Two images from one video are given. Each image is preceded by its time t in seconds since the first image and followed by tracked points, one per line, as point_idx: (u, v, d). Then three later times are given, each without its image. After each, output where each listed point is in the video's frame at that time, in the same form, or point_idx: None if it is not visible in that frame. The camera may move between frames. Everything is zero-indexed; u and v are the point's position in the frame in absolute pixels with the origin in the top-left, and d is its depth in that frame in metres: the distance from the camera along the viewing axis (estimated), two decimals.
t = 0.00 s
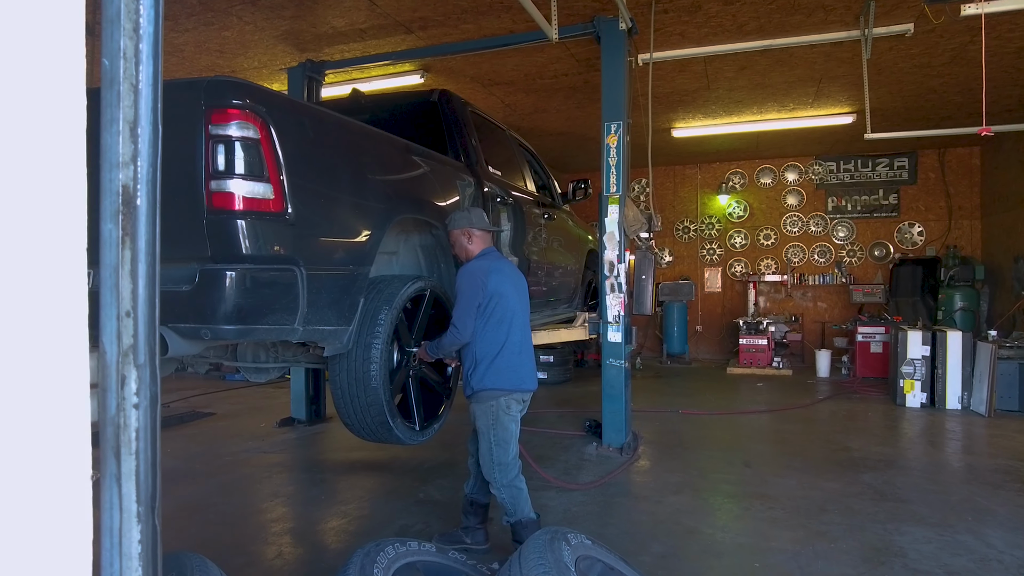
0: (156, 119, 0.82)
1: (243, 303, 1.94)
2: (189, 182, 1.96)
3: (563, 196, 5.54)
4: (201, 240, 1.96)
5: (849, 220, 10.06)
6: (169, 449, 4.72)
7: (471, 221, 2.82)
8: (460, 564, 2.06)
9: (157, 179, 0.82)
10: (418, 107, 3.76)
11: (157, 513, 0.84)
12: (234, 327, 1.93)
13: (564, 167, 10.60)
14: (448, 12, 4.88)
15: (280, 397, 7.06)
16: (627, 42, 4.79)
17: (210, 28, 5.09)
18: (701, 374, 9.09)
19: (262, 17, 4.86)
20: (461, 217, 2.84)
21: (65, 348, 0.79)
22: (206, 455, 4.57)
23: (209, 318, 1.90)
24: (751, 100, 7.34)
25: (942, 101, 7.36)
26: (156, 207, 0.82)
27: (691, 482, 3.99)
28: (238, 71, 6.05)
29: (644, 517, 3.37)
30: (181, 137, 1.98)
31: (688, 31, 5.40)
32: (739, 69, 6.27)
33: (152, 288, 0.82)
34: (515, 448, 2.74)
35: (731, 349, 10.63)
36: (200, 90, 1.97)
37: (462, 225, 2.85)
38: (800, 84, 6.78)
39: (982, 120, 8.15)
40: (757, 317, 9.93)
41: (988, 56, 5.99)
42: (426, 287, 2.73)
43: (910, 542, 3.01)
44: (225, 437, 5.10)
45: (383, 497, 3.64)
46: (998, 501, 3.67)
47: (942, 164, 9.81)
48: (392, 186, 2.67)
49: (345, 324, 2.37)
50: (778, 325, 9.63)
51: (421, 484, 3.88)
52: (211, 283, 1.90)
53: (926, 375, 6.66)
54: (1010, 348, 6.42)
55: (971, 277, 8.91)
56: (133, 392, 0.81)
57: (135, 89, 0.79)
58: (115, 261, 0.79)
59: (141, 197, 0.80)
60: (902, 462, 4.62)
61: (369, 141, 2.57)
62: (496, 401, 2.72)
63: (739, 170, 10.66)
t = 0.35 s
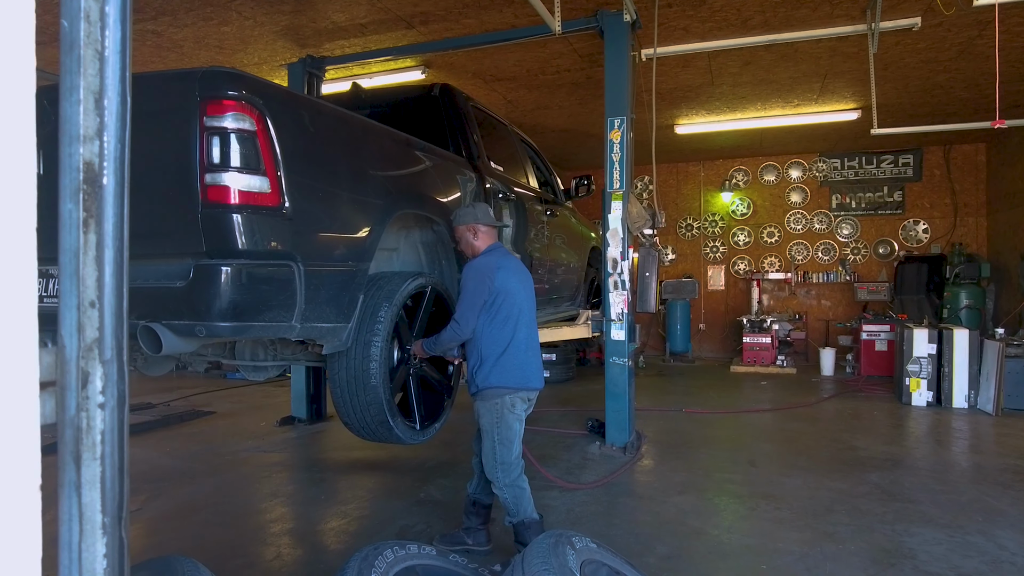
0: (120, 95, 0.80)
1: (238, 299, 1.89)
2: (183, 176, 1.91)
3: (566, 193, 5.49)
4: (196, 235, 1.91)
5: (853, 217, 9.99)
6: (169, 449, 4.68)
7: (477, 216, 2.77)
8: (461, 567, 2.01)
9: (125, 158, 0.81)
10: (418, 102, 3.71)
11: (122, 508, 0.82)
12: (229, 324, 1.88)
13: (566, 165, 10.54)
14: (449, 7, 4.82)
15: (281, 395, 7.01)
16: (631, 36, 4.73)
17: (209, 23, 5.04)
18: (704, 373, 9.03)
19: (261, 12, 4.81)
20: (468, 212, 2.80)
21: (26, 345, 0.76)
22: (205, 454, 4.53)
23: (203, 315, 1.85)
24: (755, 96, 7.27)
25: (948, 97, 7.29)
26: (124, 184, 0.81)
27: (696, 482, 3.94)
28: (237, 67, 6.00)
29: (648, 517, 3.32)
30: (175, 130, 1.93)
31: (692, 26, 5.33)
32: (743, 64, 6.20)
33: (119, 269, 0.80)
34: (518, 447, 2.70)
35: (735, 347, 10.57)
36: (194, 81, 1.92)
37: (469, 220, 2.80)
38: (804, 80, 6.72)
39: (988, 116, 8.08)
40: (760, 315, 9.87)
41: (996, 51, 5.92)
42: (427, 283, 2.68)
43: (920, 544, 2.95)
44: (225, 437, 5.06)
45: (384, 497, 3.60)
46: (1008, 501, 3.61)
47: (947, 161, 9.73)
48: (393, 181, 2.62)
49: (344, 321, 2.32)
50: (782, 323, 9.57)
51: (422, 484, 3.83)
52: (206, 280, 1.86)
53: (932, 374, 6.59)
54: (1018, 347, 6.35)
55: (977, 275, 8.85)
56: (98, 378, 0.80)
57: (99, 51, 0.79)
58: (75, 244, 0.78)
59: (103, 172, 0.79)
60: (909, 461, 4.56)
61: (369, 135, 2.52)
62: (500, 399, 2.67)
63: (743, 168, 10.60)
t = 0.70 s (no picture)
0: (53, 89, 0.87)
1: (228, 298, 1.84)
2: (172, 170, 1.87)
3: (567, 189, 5.43)
4: (184, 231, 1.87)
5: (857, 214, 9.91)
6: (167, 448, 4.64)
7: (476, 214, 2.71)
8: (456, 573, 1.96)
9: (53, 142, 0.88)
10: (417, 97, 3.65)
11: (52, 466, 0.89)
12: (218, 323, 1.84)
13: (568, 162, 10.48)
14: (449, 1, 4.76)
15: (281, 394, 6.98)
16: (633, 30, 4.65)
17: (206, 19, 4.99)
18: (707, 371, 8.97)
19: (258, 7, 4.76)
20: (467, 210, 2.74)
21: None
22: (203, 454, 4.50)
23: (190, 313, 1.81)
24: (758, 92, 7.21)
25: (955, 92, 7.21)
26: (51, 170, 0.87)
27: (698, 483, 3.88)
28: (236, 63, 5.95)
29: (649, 519, 3.27)
30: (162, 124, 1.88)
31: (694, 20, 5.26)
32: (746, 59, 6.13)
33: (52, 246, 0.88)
34: (517, 450, 2.64)
35: (738, 345, 10.50)
36: (182, 72, 1.87)
37: (467, 218, 2.75)
38: (809, 75, 6.64)
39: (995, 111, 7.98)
40: (764, 312, 9.80)
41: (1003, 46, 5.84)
42: (423, 282, 2.63)
43: (928, 547, 2.89)
44: (223, 436, 5.02)
45: (382, 498, 3.55)
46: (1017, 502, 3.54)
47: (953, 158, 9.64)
48: (389, 177, 2.56)
49: (337, 320, 2.28)
50: (786, 321, 9.50)
51: (421, 484, 3.79)
52: (194, 277, 1.82)
53: (938, 372, 6.53)
54: None
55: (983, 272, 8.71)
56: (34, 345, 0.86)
57: (23, 24, 0.84)
58: (2, 229, 0.83)
59: (34, 158, 0.85)
60: (915, 461, 4.50)
61: (364, 129, 2.47)
62: (502, 400, 2.61)
63: (746, 164, 10.52)
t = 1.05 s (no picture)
0: None
1: (219, 293, 1.82)
2: (163, 164, 1.85)
3: (569, 185, 5.39)
4: (174, 226, 1.85)
5: (862, 211, 9.84)
6: (167, 446, 4.63)
7: (472, 210, 2.69)
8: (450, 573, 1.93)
9: None
10: (416, 92, 3.62)
11: None
12: (209, 318, 1.81)
13: (571, 158, 10.43)
14: None
15: (284, 392, 6.97)
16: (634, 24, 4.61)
17: (206, 15, 4.97)
18: (711, 369, 8.92)
19: (258, 3, 4.74)
20: (463, 206, 2.71)
21: None
22: (203, 452, 4.49)
23: (182, 309, 1.79)
24: (762, 87, 7.15)
25: (961, 87, 7.13)
26: None
27: (700, 481, 3.85)
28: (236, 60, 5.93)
29: (650, 517, 3.24)
30: (153, 117, 1.86)
31: (697, 15, 5.21)
32: (750, 54, 6.08)
33: None
34: (514, 447, 2.61)
35: (742, 343, 10.46)
36: (173, 65, 1.85)
37: (463, 215, 2.71)
38: (812, 70, 6.58)
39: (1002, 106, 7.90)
40: (768, 310, 9.74)
41: (1010, 39, 5.77)
42: (420, 278, 2.60)
43: (933, 546, 2.85)
44: (224, 433, 5.02)
45: (382, 496, 3.53)
46: None
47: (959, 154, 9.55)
48: (386, 171, 2.53)
49: (332, 316, 2.26)
50: (790, 318, 9.44)
51: (421, 482, 3.77)
52: (185, 272, 1.79)
53: (943, 370, 6.48)
54: None
55: (989, 269, 8.68)
56: None
57: None
58: None
59: None
60: (920, 460, 4.45)
61: (361, 123, 2.43)
62: (496, 398, 2.58)
63: (750, 161, 10.46)
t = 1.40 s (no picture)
0: None
1: (221, 286, 1.81)
2: (165, 156, 1.84)
3: (574, 180, 5.36)
4: (176, 219, 1.83)
5: (869, 206, 9.77)
6: (172, 440, 4.64)
7: (467, 205, 2.65)
8: (453, 567, 1.92)
9: None
10: (420, 85, 3.60)
11: None
12: (211, 312, 1.80)
13: (576, 153, 10.38)
14: None
15: (288, 387, 6.98)
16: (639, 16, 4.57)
17: (209, 9, 4.95)
18: (716, 364, 8.88)
19: None
20: (458, 201, 2.67)
21: None
22: (207, 446, 4.50)
23: (184, 302, 1.78)
24: (768, 81, 7.09)
25: (969, 80, 7.06)
26: None
27: (705, 476, 3.83)
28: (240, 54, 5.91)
29: (655, 513, 3.22)
30: (155, 109, 1.85)
31: (703, 7, 5.17)
32: (756, 47, 6.03)
33: None
34: (519, 440, 2.60)
35: (747, 338, 10.41)
36: (174, 55, 1.83)
37: (460, 209, 2.68)
38: (819, 63, 6.52)
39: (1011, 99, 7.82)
40: (774, 305, 9.69)
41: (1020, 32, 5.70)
42: (422, 272, 2.58)
43: (940, 543, 2.83)
44: (228, 428, 5.03)
45: (386, 490, 3.53)
46: None
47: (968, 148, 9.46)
48: (389, 164, 2.51)
49: (336, 310, 2.24)
50: (796, 314, 9.39)
51: (425, 476, 3.76)
52: (186, 265, 1.78)
53: (951, 365, 6.43)
54: None
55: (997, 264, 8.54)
56: None
57: None
58: None
59: None
60: (926, 455, 4.42)
61: (363, 115, 2.41)
62: (501, 390, 2.57)
63: (756, 155, 10.40)
